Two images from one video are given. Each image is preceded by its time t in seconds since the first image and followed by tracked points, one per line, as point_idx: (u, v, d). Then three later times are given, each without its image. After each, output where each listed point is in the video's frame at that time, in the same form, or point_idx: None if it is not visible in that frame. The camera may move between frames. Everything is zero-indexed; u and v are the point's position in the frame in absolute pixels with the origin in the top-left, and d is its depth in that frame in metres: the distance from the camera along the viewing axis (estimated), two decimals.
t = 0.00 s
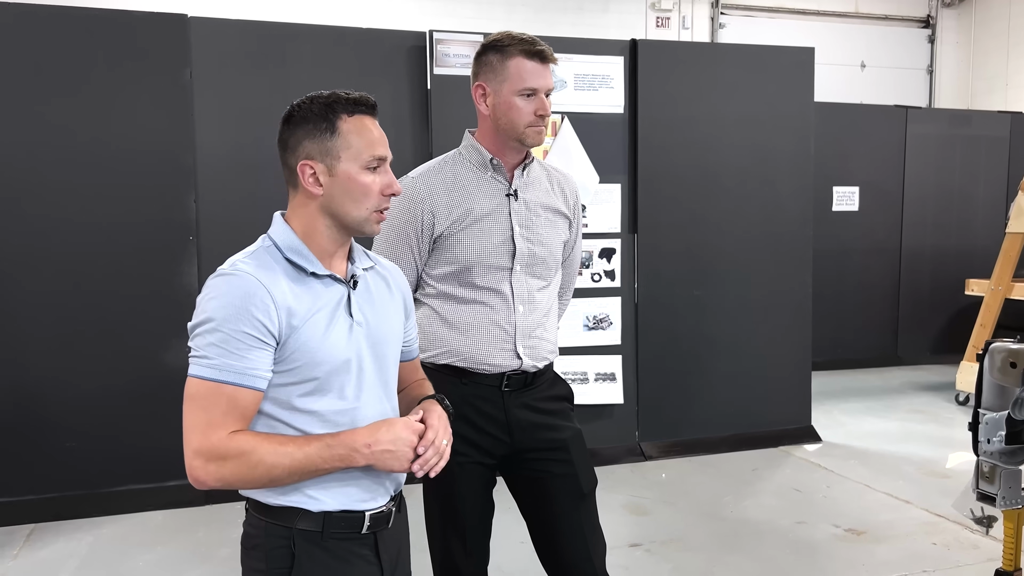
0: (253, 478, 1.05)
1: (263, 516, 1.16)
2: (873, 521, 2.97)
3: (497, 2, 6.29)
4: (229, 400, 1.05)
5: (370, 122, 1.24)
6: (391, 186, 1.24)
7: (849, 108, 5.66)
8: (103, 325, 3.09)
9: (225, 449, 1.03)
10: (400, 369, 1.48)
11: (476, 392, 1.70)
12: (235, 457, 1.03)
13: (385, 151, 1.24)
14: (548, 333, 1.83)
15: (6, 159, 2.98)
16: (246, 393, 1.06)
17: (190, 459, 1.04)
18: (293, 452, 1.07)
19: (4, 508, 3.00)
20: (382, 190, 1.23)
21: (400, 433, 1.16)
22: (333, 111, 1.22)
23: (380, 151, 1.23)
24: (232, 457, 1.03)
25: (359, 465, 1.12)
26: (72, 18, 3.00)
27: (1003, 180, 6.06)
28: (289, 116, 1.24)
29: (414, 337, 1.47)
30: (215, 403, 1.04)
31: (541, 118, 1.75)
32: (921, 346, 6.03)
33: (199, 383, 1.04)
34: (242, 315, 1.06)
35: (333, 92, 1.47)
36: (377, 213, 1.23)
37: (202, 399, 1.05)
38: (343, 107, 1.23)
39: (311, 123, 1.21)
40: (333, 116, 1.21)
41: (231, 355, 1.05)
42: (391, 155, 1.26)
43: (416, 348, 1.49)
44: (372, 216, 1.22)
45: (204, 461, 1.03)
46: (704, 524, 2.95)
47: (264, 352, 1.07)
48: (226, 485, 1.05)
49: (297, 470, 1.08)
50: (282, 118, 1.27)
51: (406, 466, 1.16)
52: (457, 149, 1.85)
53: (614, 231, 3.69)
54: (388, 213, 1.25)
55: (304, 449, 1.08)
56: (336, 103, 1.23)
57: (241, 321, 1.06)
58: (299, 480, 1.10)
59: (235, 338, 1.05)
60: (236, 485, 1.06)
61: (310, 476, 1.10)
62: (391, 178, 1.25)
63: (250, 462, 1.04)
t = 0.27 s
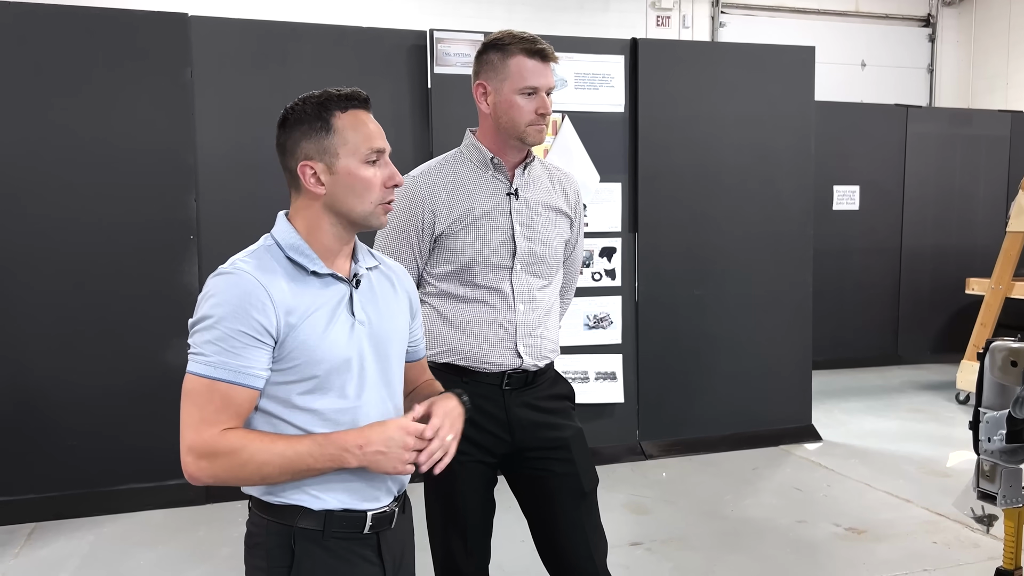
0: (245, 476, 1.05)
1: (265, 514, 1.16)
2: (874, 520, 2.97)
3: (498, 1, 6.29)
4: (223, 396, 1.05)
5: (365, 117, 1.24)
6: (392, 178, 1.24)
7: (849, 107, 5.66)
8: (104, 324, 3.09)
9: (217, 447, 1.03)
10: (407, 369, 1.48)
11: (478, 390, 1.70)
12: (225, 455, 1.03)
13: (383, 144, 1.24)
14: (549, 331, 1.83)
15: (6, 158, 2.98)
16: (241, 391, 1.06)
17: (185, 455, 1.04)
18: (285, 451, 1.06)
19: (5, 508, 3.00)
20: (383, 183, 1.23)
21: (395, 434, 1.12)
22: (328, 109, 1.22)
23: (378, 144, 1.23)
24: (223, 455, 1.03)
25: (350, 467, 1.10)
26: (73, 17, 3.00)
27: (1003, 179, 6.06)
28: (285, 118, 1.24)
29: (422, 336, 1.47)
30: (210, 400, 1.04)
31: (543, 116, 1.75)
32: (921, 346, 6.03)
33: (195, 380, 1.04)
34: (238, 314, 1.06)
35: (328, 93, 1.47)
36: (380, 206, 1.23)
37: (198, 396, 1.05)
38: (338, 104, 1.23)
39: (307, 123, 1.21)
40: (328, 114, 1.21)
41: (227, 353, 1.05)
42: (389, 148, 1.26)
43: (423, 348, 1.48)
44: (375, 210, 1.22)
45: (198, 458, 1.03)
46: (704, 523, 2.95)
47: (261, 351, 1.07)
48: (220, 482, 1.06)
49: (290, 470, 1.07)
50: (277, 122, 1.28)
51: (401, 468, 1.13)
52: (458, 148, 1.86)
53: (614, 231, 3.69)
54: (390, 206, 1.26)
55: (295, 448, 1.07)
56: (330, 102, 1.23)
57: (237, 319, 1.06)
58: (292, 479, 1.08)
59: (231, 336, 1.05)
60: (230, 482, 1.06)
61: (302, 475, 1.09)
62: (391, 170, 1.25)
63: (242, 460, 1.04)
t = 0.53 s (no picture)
0: (238, 472, 1.03)
1: (266, 513, 1.16)
2: (874, 519, 2.97)
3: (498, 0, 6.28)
4: (218, 394, 1.05)
5: (364, 116, 1.24)
6: (390, 179, 1.23)
7: (850, 106, 5.66)
8: (104, 324, 3.08)
9: (209, 443, 1.02)
10: (411, 364, 1.48)
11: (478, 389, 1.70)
12: (214, 451, 1.02)
13: (381, 145, 1.24)
14: (550, 331, 1.83)
15: (6, 157, 2.97)
16: (237, 388, 1.06)
17: (179, 452, 1.04)
18: (276, 446, 1.04)
19: (6, 506, 3.00)
20: (381, 183, 1.22)
21: (383, 427, 1.07)
22: (328, 108, 1.22)
23: (376, 144, 1.22)
24: (215, 451, 1.02)
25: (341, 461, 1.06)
26: (73, 16, 3.00)
27: (1004, 178, 6.06)
28: (285, 114, 1.24)
29: (424, 333, 1.47)
30: (206, 398, 1.04)
31: (544, 116, 1.75)
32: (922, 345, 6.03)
33: (191, 378, 1.04)
34: (234, 312, 1.06)
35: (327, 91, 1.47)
36: (378, 207, 1.22)
37: (193, 394, 1.05)
38: (337, 103, 1.23)
39: (306, 120, 1.21)
40: (328, 112, 1.21)
41: (223, 351, 1.05)
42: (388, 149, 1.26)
43: (427, 342, 1.48)
44: (372, 211, 1.22)
45: (192, 456, 1.03)
46: (704, 522, 2.95)
47: (258, 348, 1.07)
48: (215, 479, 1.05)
49: (282, 466, 1.04)
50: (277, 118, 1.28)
51: (392, 462, 1.07)
52: (459, 147, 1.85)
53: (614, 230, 3.69)
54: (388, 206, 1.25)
55: (285, 442, 1.05)
56: (331, 100, 1.23)
57: (233, 317, 1.06)
58: (284, 476, 1.06)
59: (227, 334, 1.05)
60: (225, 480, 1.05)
61: (293, 472, 1.06)
62: (390, 171, 1.24)
63: (233, 457, 1.02)
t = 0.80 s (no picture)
0: (247, 473, 1.03)
1: (269, 513, 1.16)
2: (874, 518, 2.97)
3: None
4: (224, 395, 1.04)
5: (365, 117, 1.24)
6: (389, 179, 1.23)
7: (850, 105, 5.66)
8: (105, 323, 3.08)
9: (218, 445, 1.02)
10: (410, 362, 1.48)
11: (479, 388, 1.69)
12: (223, 453, 1.02)
13: (381, 146, 1.23)
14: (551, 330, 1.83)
15: (6, 155, 2.97)
16: (242, 389, 1.05)
17: (187, 455, 1.04)
18: (285, 447, 1.04)
19: (7, 505, 3.00)
20: (380, 183, 1.22)
21: (395, 427, 1.07)
22: (328, 107, 1.22)
23: (376, 145, 1.22)
24: (224, 453, 1.02)
25: (350, 461, 1.07)
26: (73, 15, 3.00)
27: (1004, 177, 6.06)
28: (285, 113, 1.24)
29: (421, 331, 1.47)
30: (210, 399, 1.04)
31: (546, 116, 1.74)
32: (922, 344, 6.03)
33: (195, 380, 1.04)
34: (237, 313, 1.06)
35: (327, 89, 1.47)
36: (376, 207, 1.22)
37: (199, 396, 1.04)
38: (337, 103, 1.23)
39: (306, 119, 1.21)
40: (327, 112, 1.21)
41: (227, 352, 1.05)
42: (388, 149, 1.26)
43: (424, 341, 1.48)
44: (370, 211, 1.21)
45: (198, 457, 1.02)
46: (705, 521, 2.95)
47: (262, 349, 1.07)
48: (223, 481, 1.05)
49: (292, 467, 1.04)
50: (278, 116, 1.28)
51: (401, 464, 1.07)
52: (461, 147, 1.85)
53: (615, 229, 3.69)
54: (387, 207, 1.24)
55: (294, 442, 1.05)
56: (331, 100, 1.23)
57: (236, 318, 1.06)
58: (292, 476, 1.06)
59: (231, 335, 1.05)
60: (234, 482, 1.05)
61: (302, 472, 1.06)
62: (389, 172, 1.24)
63: (242, 458, 1.02)
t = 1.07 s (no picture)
0: (279, 468, 1.03)
1: (270, 511, 1.15)
2: (875, 517, 2.97)
3: None
4: (246, 396, 1.03)
5: (363, 116, 1.24)
6: (386, 179, 1.23)
7: (850, 104, 5.65)
8: (105, 322, 3.08)
9: (245, 445, 1.01)
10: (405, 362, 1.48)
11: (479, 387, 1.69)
12: (252, 452, 1.01)
13: (378, 145, 1.23)
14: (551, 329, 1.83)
15: (6, 154, 2.97)
16: (262, 387, 1.04)
17: (212, 460, 1.02)
18: (311, 435, 1.04)
19: (8, 504, 3.00)
20: (378, 183, 1.22)
21: (412, 391, 1.06)
22: (326, 106, 1.21)
23: (373, 145, 1.22)
24: (255, 450, 1.01)
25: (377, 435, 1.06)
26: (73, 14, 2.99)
27: (1004, 176, 6.06)
28: (283, 112, 1.24)
29: (410, 331, 1.48)
30: (232, 401, 1.03)
31: (546, 116, 1.74)
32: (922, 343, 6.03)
33: (210, 382, 1.03)
34: (249, 311, 1.05)
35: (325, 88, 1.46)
36: (373, 207, 1.22)
37: (217, 399, 1.03)
38: (336, 102, 1.22)
39: (304, 118, 1.21)
40: (326, 111, 1.21)
41: (243, 351, 1.04)
42: (386, 149, 1.26)
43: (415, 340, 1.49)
44: (368, 211, 1.21)
45: (227, 459, 1.01)
46: (705, 520, 2.95)
47: (275, 346, 1.06)
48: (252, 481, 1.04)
49: (322, 451, 1.04)
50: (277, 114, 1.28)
51: (429, 427, 1.06)
52: (461, 146, 1.85)
53: (615, 228, 3.69)
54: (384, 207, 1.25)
55: (320, 428, 1.04)
56: (329, 99, 1.23)
57: (249, 317, 1.05)
58: (320, 462, 1.06)
59: (245, 333, 1.04)
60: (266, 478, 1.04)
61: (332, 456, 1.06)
62: (386, 172, 1.24)
63: (273, 453, 1.02)
